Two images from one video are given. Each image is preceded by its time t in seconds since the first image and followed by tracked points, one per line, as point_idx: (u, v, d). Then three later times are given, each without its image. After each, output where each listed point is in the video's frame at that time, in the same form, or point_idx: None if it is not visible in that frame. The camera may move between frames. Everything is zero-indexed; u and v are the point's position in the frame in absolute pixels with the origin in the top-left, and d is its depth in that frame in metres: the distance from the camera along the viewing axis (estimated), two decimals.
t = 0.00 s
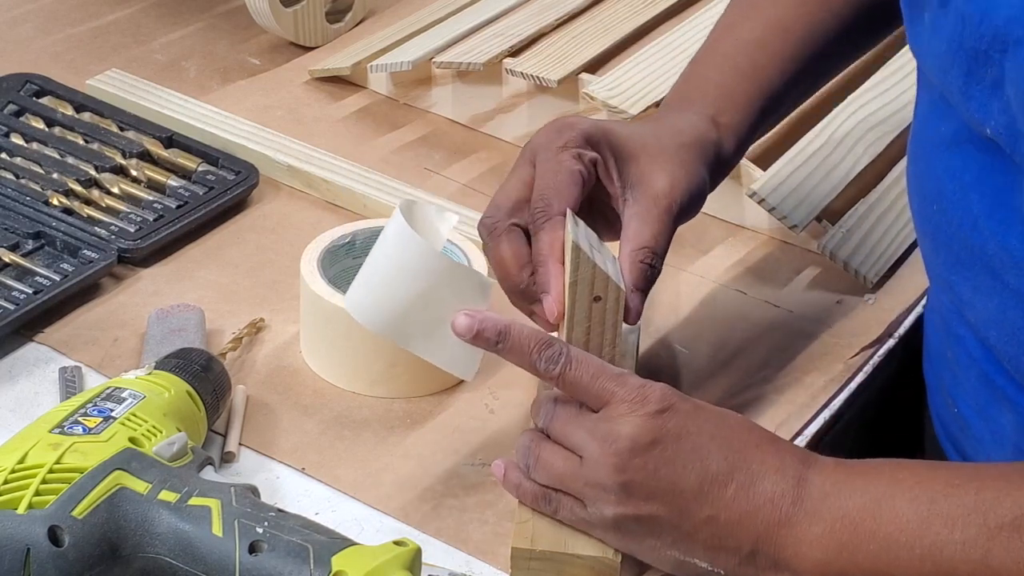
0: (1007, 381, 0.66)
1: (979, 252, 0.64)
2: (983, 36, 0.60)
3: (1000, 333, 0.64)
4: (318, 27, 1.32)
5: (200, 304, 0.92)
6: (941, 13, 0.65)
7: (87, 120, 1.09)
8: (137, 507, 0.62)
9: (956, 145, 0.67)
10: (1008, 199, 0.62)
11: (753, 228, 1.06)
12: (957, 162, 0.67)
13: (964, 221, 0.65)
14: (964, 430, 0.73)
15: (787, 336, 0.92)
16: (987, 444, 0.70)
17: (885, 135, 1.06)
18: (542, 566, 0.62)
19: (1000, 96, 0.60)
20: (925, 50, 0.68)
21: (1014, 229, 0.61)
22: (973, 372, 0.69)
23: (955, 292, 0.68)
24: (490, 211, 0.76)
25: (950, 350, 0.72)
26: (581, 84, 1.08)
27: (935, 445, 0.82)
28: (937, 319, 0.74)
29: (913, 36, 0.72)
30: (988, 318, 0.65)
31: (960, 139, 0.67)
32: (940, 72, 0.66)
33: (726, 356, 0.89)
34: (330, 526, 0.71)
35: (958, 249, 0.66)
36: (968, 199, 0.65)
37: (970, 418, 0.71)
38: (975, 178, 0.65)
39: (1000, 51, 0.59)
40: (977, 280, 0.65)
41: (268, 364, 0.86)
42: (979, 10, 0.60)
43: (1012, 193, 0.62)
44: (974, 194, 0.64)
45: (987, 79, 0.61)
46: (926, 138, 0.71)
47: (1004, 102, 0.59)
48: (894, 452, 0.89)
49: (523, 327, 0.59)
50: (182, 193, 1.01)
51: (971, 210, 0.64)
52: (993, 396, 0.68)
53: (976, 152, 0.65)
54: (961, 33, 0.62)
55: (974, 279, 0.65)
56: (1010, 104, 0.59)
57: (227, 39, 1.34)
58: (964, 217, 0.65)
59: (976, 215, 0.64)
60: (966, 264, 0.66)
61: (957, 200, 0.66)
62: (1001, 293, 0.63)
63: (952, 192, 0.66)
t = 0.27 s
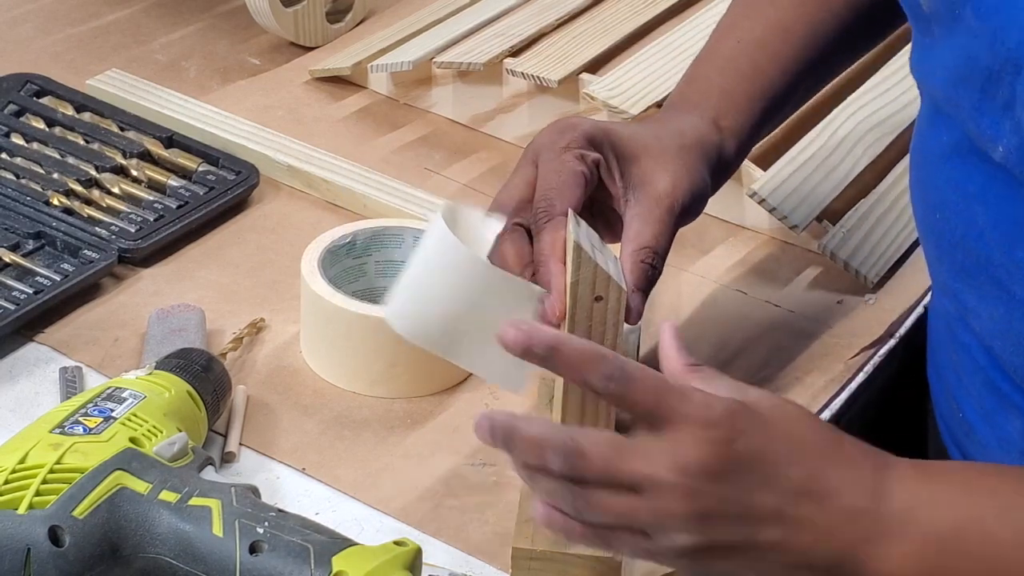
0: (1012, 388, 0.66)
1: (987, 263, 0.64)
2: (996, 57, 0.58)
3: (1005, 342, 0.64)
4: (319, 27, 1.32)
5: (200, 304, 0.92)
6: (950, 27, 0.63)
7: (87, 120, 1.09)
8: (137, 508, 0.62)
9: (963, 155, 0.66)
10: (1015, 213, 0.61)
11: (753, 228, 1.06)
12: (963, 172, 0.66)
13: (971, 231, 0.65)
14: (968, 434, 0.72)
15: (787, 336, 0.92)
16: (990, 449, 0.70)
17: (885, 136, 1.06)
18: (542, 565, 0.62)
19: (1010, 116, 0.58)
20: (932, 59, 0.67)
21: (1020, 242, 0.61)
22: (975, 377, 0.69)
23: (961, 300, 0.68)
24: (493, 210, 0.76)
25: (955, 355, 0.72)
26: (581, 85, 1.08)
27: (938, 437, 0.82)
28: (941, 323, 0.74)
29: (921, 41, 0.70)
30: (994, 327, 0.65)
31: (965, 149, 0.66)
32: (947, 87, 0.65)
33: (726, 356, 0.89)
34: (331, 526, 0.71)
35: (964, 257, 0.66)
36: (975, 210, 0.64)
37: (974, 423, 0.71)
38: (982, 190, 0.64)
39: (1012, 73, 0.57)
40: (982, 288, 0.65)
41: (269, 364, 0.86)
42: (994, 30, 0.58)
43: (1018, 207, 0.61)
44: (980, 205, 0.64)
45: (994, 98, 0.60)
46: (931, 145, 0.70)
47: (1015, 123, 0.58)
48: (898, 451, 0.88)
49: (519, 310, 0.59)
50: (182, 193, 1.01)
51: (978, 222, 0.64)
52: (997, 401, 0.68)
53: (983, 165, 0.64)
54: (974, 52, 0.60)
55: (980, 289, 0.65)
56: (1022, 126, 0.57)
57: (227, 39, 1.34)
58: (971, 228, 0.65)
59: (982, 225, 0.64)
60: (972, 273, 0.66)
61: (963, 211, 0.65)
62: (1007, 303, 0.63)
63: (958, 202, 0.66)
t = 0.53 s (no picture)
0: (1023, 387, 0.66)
1: (997, 264, 0.64)
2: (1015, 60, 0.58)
3: (1013, 344, 0.65)
4: (318, 27, 1.32)
5: (200, 304, 0.92)
6: (958, 30, 0.63)
7: (87, 120, 1.09)
8: (137, 508, 0.62)
9: (970, 155, 0.66)
10: None
11: (753, 228, 1.06)
12: (970, 170, 0.66)
13: (981, 233, 0.65)
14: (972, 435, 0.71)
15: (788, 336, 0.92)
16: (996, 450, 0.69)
17: (885, 135, 1.06)
18: (542, 566, 0.62)
19: None
20: (938, 61, 0.67)
21: None
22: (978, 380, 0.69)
23: (968, 301, 0.68)
24: (492, 209, 0.75)
25: (959, 356, 0.71)
26: (581, 84, 1.08)
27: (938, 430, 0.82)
28: (945, 324, 0.74)
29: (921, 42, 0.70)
30: (1006, 328, 0.64)
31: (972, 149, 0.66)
32: (958, 89, 0.64)
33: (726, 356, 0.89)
34: (330, 526, 0.71)
35: (969, 259, 0.66)
36: (983, 211, 0.64)
37: (979, 423, 0.70)
38: (989, 191, 0.64)
39: None
40: (989, 290, 0.65)
41: (268, 364, 0.86)
42: (1008, 34, 0.58)
43: None
44: (988, 206, 0.64)
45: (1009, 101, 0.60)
46: (934, 146, 0.70)
47: None
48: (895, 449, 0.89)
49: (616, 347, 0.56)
50: (182, 193, 1.01)
51: (988, 223, 0.64)
52: (1005, 402, 0.67)
53: (991, 166, 0.64)
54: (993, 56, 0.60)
55: (989, 289, 0.65)
56: None
57: (227, 39, 1.34)
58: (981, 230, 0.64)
59: (989, 227, 0.64)
60: (980, 274, 0.65)
61: (971, 213, 0.65)
62: (1016, 305, 0.63)
63: (965, 204, 0.66)
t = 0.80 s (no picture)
0: None
1: (1004, 263, 0.64)
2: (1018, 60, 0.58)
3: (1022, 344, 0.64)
4: (318, 27, 1.32)
5: (200, 304, 0.92)
6: (963, 29, 0.63)
7: (87, 120, 1.09)
8: (137, 508, 0.62)
9: (975, 152, 0.66)
10: None
11: (753, 228, 1.06)
12: (977, 169, 0.66)
13: (987, 231, 0.65)
14: (980, 435, 0.72)
15: (788, 336, 0.92)
16: (1004, 450, 0.69)
17: (885, 135, 1.06)
18: (542, 566, 0.61)
19: None
20: (945, 59, 0.67)
21: None
22: (985, 379, 0.69)
23: (976, 300, 0.68)
24: (493, 210, 0.75)
25: (967, 356, 0.72)
26: (581, 84, 1.08)
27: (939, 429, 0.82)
28: (951, 323, 0.74)
29: (926, 40, 0.70)
30: (1014, 327, 0.65)
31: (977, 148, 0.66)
32: (964, 88, 0.64)
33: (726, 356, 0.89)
34: (330, 526, 0.71)
35: (978, 258, 0.66)
36: (989, 209, 0.64)
37: (987, 423, 0.71)
38: (995, 189, 0.64)
39: None
40: (999, 289, 0.65)
41: (268, 364, 0.86)
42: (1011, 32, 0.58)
43: None
44: (994, 204, 0.64)
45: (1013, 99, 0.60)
46: (941, 145, 0.70)
47: None
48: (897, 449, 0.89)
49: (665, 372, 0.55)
50: (182, 193, 1.01)
51: (994, 221, 0.64)
52: (1011, 401, 0.67)
53: (995, 163, 0.64)
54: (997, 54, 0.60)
55: (997, 289, 0.65)
56: None
57: (227, 39, 1.34)
58: (988, 228, 0.64)
59: (996, 225, 0.64)
60: (988, 274, 0.66)
61: (978, 211, 0.65)
62: None
63: (971, 203, 0.66)
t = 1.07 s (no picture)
0: None
1: (1002, 263, 0.64)
2: (1015, 63, 0.58)
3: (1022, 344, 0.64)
4: (318, 27, 1.32)
5: (200, 304, 0.92)
6: (962, 31, 0.63)
7: (87, 120, 1.09)
8: (137, 508, 0.62)
9: (975, 152, 0.66)
10: None
11: (753, 228, 1.06)
12: (977, 169, 0.66)
13: (987, 231, 0.65)
14: (980, 433, 0.72)
15: (788, 336, 0.92)
16: (1003, 449, 0.70)
17: (885, 135, 1.06)
18: (544, 566, 0.61)
19: None
20: (944, 60, 0.67)
21: None
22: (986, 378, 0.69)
23: (975, 300, 0.68)
24: (493, 210, 0.75)
25: (967, 355, 0.72)
26: (581, 84, 1.08)
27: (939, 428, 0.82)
28: (951, 322, 0.74)
29: (925, 40, 0.70)
30: (1012, 328, 0.65)
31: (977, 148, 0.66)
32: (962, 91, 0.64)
33: (726, 356, 0.89)
34: (330, 526, 0.71)
35: (978, 258, 0.66)
36: (988, 209, 0.64)
37: (987, 422, 0.71)
38: (994, 189, 0.64)
39: None
40: (999, 289, 0.65)
41: (268, 364, 0.86)
42: (1009, 35, 0.57)
43: None
44: (994, 205, 0.64)
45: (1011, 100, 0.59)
46: (942, 145, 0.70)
47: None
48: (896, 449, 0.89)
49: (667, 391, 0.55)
50: (182, 193, 1.01)
51: (993, 221, 0.64)
52: (1010, 400, 0.67)
53: (994, 164, 0.64)
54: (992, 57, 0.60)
55: (996, 289, 0.65)
56: None
57: (227, 39, 1.34)
58: (988, 229, 0.64)
59: (996, 225, 0.64)
60: (987, 273, 0.66)
61: (978, 211, 0.65)
62: None
63: (972, 203, 0.66)
